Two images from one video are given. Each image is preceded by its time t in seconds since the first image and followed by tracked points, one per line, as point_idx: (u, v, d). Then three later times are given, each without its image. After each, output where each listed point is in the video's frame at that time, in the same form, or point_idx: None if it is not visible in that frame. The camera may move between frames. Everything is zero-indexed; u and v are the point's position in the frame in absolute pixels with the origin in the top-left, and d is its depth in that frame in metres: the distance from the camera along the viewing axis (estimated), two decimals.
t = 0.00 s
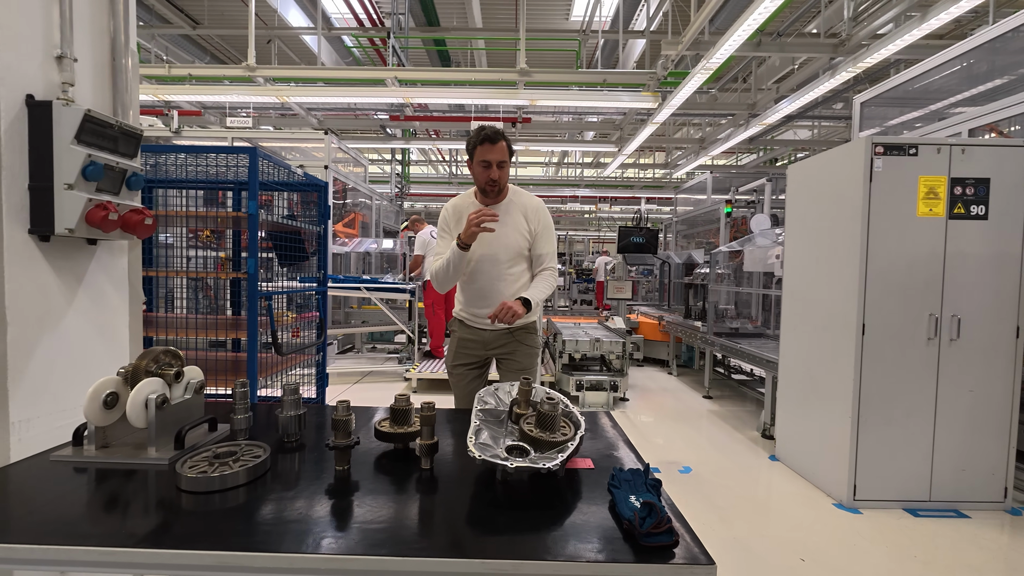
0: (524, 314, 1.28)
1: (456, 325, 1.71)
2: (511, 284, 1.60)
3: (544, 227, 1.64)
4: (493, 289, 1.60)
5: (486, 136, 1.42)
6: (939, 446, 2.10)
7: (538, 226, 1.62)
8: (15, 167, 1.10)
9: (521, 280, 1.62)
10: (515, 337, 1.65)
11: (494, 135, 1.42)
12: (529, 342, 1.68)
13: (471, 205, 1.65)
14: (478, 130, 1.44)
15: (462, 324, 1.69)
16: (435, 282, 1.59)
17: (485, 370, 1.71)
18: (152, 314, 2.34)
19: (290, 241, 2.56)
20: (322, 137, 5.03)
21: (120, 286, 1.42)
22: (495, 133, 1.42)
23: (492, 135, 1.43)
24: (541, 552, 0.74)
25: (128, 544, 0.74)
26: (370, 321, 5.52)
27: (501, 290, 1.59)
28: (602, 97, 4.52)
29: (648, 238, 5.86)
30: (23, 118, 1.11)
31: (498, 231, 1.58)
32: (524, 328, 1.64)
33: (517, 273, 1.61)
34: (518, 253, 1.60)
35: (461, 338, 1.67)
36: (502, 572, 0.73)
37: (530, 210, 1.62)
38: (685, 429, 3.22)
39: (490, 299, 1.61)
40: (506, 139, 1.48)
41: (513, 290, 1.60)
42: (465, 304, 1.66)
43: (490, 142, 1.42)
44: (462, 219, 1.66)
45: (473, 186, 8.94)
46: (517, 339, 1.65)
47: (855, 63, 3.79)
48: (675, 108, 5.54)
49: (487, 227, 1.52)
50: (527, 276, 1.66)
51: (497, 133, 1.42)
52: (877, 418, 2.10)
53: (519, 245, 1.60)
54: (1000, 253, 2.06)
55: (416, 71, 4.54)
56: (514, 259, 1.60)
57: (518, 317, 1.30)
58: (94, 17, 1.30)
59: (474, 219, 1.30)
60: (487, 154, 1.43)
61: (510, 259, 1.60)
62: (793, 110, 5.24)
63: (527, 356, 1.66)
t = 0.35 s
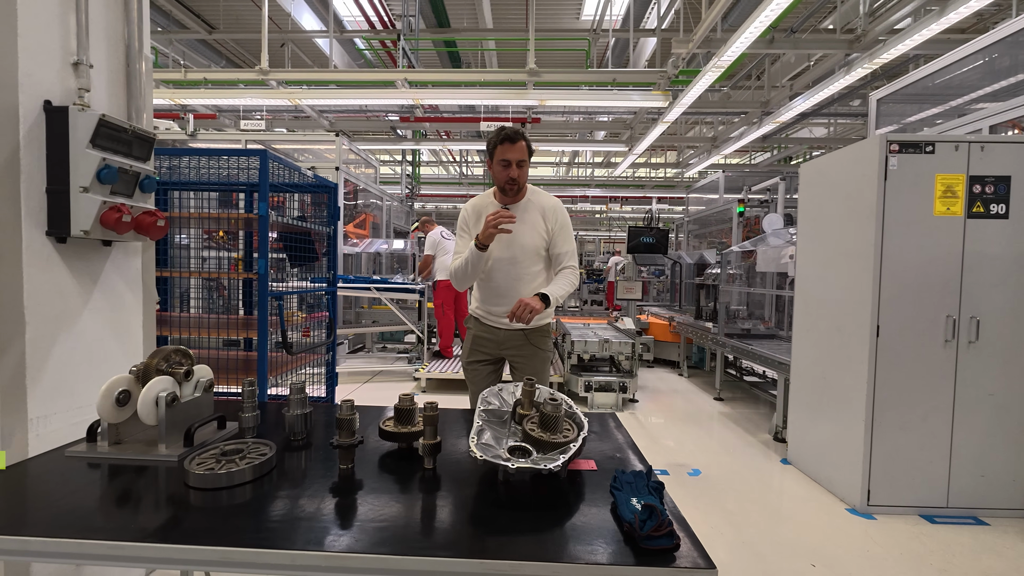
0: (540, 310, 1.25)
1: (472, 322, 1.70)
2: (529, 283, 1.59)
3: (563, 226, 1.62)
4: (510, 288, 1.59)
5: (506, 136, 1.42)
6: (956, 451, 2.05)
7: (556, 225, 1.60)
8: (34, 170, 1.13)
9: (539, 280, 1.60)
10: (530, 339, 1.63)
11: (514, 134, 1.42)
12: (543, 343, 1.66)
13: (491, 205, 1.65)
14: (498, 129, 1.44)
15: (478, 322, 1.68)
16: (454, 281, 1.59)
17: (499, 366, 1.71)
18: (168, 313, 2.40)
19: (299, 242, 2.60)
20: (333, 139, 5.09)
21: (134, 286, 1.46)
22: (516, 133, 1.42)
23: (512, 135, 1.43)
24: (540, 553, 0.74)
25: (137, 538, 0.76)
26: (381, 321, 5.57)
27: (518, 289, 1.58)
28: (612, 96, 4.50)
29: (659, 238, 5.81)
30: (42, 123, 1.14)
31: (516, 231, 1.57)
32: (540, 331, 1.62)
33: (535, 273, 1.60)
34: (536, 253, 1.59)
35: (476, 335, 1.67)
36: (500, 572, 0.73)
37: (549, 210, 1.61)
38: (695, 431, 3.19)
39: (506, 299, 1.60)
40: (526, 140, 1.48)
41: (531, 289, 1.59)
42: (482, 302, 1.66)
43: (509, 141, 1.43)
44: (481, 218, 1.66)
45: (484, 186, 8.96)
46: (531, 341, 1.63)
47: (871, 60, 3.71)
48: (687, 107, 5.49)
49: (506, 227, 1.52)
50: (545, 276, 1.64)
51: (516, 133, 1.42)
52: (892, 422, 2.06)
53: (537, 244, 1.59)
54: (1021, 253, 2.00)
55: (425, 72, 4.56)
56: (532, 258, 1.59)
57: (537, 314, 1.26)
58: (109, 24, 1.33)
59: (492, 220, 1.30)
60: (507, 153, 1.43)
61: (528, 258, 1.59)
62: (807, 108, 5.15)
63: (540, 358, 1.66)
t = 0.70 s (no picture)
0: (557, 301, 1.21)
1: (497, 317, 1.66)
2: (554, 281, 1.57)
3: (592, 223, 1.57)
4: (534, 285, 1.57)
5: (535, 134, 1.41)
6: (974, 455, 1.99)
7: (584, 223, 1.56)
8: (45, 168, 1.15)
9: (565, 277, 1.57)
10: (556, 338, 1.58)
11: (543, 131, 1.40)
12: (568, 342, 1.61)
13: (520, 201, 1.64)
14: (527, 127, 1.44)
15: (503, 317, 1.64)
16: (479, 276, 1.59)
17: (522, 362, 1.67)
18: (179, 311, 2.43)
19: (306, 241, 2.62)
20: (343, 139, 5.14)
21: (142, 283, 1.48)
22: (545, 131, 1.41)
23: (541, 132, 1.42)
24: (536, 552, 0.73)
25: (138, 530, 0.77)
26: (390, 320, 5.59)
27: (543, 286, 1.56)
28: (621, 94, 4.46)
29: (669, 237, 5.75)
30: (52, 123, 1.16)
31: (542, 228, 1.55)
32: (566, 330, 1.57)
33: (560, 270, 1.57)
34: (562, 250, 1.56)
35: (499, 330, 1.64)
36: (496, 571, 0.72)
37: (579, 208, 1.58)
38: (704, 433, 3.14)
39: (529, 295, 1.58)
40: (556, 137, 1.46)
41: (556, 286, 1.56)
42: (504, 297, 1.64)
43: (538, 139, 1.42)
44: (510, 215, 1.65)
45: (493, 186, 8.96)
46: (557, 340, 1.59)
47: (887, 54, 3.63)
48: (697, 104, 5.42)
49: (530, 224, 1.51)
50: (571, 273, 1.61)
51: (545, 130, 1.41)
52: (907, 424, 2.00)
53: (563, 241, 1.56)
54: None
55: (433, 72, 4.57)
56: (558, 256, 1.56)
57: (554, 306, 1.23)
58: (118, 26, 1.36)
59: (515, 216, 1.29)
60: (535, 150, 1.43)
61: (554, 255, 1.56)
62: (821, 104, 5.05)
63: (564, 358, 1.61)
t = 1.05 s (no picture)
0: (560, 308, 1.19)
1: (505, 317, 1.65)
2: (561, 281, 1.56)
3: (599, 223, 1.55)
4: (540, 285, 1.56)
5: (544, 134, 1.40)
6: (986, 458, 1.95)
7: (591, 223, 1.55)
8: (50, 169, 1.17)
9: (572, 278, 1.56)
10: (564, 339, 1.58)
11: (552, 132, 1.39)
12: (576, 344, 1.61)
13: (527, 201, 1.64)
14: (536, 127, 1.43)
15: (511, 317, 1.63)
16: (485, 276, 1.59)
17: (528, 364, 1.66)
18: (186, 310, 2.47)
19: (311, 241, 2.63)
20: (348, 140, 5.16)
21: (147, 281, 1.50)
22: (553, 131, 1.40)
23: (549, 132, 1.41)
24: (529, 552, 0.73)
25: (136, 525, 0.78)
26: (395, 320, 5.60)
27: (549, 287, 1.55)
28: (626, 93, 4.44)
29: (675, 237, 5.70)
30: (57, 124, 1.18)
31: (548, 228, 1.54)
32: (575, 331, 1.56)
33: (566, 270, 1.56)
34: (569, 250, 1.55)
35: (507, 330, 1.63)
36: (488, 570, 0.71)
37: (586, 208, 1.57)
38: (709, 434, 3.11)
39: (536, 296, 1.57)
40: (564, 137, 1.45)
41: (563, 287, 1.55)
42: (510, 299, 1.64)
43: (547, 139, 1.40)
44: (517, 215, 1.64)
45: (499, 186, 8.96)
46: (565, 341, 1.58)
47: (897, 50, 3.57)
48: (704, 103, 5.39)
49: (537, 224, 1.50)
50: (577, 274, 1.59)
51: (554, 130, 1.40)
52: (915, 427, 1.97)
53: (569, 241, 1.55)
54: None
55: (439, 73, 4.58)
56: (565, 256, 1.55)
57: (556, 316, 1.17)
58: (123, 29, 1.37)
59: (522, 217, 1.28)
60: (543, 151, 1.42)
61: (561, 256, 1.55)
62: (830, 102, 4.99)
63: (571, 360, 1.60)
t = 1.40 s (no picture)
0: (534, 311, 1.17)
1: (491, 322, 1.63)
2: (546, 284, 1.54)
3: (586, 224, 1.52)
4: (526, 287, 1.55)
5: (530, 132, 1.38)
6: (991, 461, 1.92)
7: (579, 223, 1.52)
8: (47, 169, 1.18)
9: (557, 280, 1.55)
10: (551, 345, 1.57)
11: (538, 130, 1.37)
12: (563, 350, 1.60)
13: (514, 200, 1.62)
14: (523, 124, 1.41)
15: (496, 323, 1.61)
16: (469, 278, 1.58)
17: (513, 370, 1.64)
18: (188, 310, 2.48)
19: (310, 241, 2.63)
20: (351, 140, 5.18)
21: (145, 281, 1.51)
22: (540, 129, 1.38)
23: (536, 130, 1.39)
24: (515, 554, 0.72)
25: (125, 523, 0.78)
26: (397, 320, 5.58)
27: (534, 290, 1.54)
28: (629, 92, 4.42)
29: (678, 236, 5.66)
30: (54, 124, 1.19)
31: (534, 229, 1.53)
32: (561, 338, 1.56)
33: (553, 273, 1.54)
34: (555, 252, 1.53)
35: (493, 336, 1.60)
36: (473, 572, 0.71)
37: (573, 208, 1.55)
38: (711, 435, 3.09)
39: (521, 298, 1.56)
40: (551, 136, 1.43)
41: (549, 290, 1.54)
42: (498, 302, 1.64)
43: (534, 137, 1.39)
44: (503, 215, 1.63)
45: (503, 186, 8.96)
46: (551, 347, 1.57)
47: (903, 48, 3.53)
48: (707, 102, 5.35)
49: (523, 226, 1.49)
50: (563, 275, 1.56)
51: (541, 129, 1.38)
52: (918, 428, 1.94)
53: (554, 243, 1.53)
54: None
55: (441, 72, 4.58)
56: (550, 258, 1.53)
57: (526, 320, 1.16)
58: (121, 30, 1.38)
59: (507, 219, 1.28)
60: (529, 150, 1.40)
61: (546, 258, 1.53)
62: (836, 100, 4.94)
63: (559, 366, 1.60)
